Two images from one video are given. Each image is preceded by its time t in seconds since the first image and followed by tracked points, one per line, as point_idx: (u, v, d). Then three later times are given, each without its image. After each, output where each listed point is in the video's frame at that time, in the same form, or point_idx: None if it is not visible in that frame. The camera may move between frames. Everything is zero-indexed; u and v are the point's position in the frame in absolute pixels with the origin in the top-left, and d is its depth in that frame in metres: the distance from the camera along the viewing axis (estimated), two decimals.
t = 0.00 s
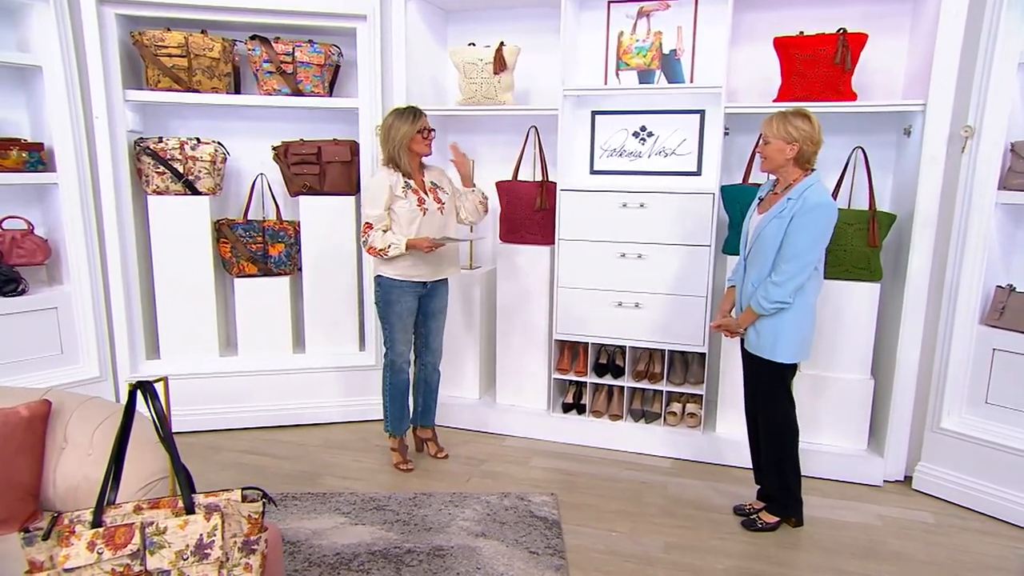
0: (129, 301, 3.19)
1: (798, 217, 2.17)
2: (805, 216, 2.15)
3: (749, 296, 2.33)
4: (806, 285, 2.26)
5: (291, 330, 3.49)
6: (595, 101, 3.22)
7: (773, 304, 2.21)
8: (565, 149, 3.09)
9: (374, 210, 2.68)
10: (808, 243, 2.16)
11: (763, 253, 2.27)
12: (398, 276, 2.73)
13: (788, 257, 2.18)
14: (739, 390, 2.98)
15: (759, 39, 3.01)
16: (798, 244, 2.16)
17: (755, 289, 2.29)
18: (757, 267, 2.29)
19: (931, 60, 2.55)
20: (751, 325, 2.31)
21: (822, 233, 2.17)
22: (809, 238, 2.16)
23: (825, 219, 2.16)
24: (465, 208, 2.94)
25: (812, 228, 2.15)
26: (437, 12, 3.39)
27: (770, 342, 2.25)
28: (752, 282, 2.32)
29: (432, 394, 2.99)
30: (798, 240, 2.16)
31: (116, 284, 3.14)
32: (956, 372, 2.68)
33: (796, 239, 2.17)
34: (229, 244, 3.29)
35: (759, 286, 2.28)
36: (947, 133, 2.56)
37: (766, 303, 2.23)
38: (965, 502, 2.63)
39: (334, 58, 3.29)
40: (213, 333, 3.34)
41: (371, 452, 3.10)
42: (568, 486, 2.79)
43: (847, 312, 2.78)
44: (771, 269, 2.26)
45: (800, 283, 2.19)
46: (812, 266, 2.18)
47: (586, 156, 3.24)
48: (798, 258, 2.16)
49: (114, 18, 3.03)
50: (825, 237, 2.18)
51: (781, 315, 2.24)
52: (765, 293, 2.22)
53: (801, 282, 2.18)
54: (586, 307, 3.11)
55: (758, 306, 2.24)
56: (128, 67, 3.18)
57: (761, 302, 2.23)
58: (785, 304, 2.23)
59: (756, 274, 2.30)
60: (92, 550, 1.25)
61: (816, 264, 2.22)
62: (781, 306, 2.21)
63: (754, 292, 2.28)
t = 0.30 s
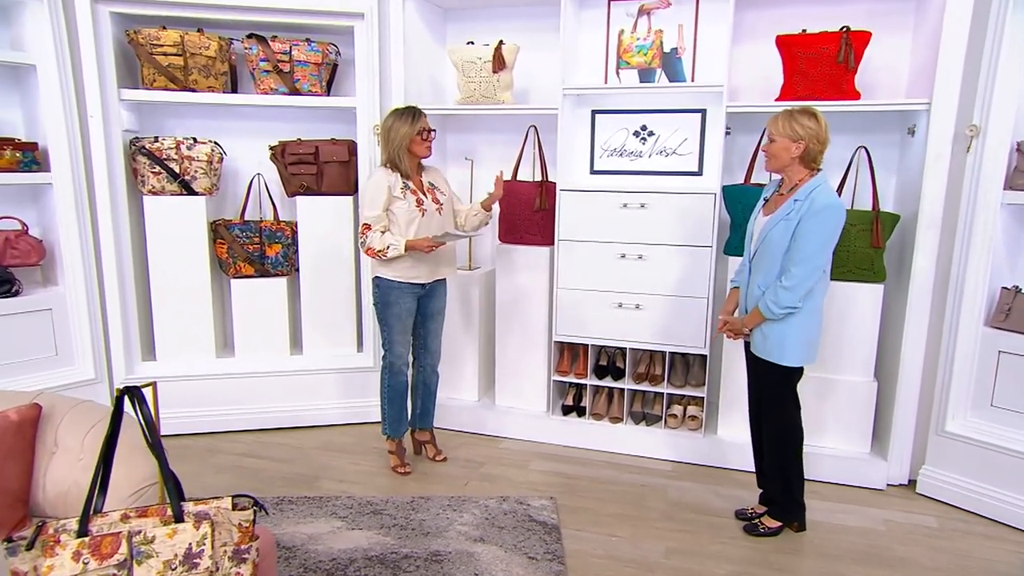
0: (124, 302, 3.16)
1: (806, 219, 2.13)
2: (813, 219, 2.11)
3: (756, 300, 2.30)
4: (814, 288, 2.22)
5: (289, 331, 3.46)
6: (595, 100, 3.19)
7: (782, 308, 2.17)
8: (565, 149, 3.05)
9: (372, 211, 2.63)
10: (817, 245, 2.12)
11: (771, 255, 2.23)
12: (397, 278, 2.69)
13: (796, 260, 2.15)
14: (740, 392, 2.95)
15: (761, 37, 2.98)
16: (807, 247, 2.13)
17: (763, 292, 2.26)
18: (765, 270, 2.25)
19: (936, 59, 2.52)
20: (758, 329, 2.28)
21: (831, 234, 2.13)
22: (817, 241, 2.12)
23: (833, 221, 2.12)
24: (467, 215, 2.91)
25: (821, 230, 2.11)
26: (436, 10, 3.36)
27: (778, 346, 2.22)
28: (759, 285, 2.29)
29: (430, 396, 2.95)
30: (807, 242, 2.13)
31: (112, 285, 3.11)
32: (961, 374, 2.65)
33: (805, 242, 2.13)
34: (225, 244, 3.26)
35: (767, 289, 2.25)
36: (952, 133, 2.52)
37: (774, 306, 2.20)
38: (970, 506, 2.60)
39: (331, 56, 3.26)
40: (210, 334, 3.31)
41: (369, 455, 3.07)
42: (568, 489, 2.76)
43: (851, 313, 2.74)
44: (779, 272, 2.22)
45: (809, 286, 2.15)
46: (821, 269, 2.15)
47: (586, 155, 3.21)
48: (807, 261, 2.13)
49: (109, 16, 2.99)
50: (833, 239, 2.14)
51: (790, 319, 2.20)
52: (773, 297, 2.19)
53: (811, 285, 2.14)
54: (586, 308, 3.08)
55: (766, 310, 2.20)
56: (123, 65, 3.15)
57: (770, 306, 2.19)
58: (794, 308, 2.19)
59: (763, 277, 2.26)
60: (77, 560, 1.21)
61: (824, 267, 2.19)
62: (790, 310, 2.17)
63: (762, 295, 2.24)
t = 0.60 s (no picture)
0: (119, 304, 3.13)
1: (811, 219, 2.10)
2: (819, 219, 2.08)
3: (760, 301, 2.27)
4: (819, 290, 2.19)
5: (285, 332, 3.44)
6: (594, 99, 3.16)
7: (786, 310, 2.14)
8: (564, 149, 3.02)
9: (370, 211, 2.60)
10: (822, 246, 2.09)
11: (775, 256, 2.20)
12: (394, 279, 2.66)
13: (801, 261, 2.11)
14: (740, 394, 2.92)
15: (762, 36, 2.95)
16: (812, 248, 2.09)
17: (766, 293, 2.22)
18: (769, 271, 2.22)
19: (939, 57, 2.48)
20: (761, 331, 2.25)
21: (836, 236, 2.10)
22: (823, 242, 2.09)
23: (839, 222, 2.09)
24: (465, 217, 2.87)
25: (826, 231, 2.08)
26: (434, 9, 3.33)
27: (781, 349, 2.18)
28: (762, 286, 2.26)
29: (428, 399, 2.92)
30: (812, 243, 2.10)
31: (107, 286, 3.08)
32: (964, 377, 2.62)
33: (810, 242, 2.10)
34: (221, 245, 3.23)
35: (770, 291, 2.22)
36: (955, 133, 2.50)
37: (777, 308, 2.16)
38: (974, 510, 2.56)
39: (328, 55, 3.22)
40: (205, 336, 3.28)
41: (366, 457, 3.04)
42: (567, 493, 2.73)
43: (853, 315, 2.71)
44: (783, 273, 2.19)
45: (813, 288, 2.12)
46: (826, 271, 2.11)
47: (586, 155, 3.19)
48: (812, 263, 2.09)
49: (103, 14, 2.96)
50: (839, 240, 2.11)
51: (793, 321, 2.17)
52: (777, 299, 2.15)
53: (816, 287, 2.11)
54: (585, 309, 3.05)
55: (769, 312, 2.17)
56: (118, 64, 3.12)
57: (773, 307, 2.16)
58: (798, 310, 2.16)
59: (767, 278, 2.23)
60: (61, 570, 1.19)
61: (829, 269, 2.16)
62: (793, 311, 2.14)
63: (765, 297, 2.21)
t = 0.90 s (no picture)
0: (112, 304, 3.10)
1: (811, 220, 2.07)
2: (819, 220, 2.05)
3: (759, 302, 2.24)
4: (819, 291, 2.16)
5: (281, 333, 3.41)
6: (592, 98, 3.14)
7: (785, 312, 2.11)
8: (561, 148, 3.00)
9: (366, 210, 2.58)
10: (822, 248, 2.06)
11: (775, 257, 2.17)
12: (390, 279, 2.62)
13: (800, 263, 2.09)
14: (739, 396, 2.90)
15: (761, 35, 2.93)
16: (811, 249, 2.07)
17: (766, 295, 2.20)
18: (769, 273, 2.20)
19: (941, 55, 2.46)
20: (760, 333, 2.22)
21: (837, 237, 2.07)
22: (823, 243, 2.06)
23: (840, 223, 2.06)
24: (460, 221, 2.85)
25: (827, 232, 2.05)
26: (431, 7, 3.30)
27: (780, 351, 2.16)
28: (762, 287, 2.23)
29: (424, 401, 2.89)
30: (813, 244, 2.07)
31: (99, 286, 3.05)
32: (965, 379, 2.60)
33: (810, 243, 2.07)
34: (216, 245, 3.20)
35: (770, 292, 2.19)
36: (957, 132, 2.47)
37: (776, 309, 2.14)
38: (975, 513, 2.54)
39: (324, 54, 3.20)
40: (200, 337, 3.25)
41: (362, 460, 3.01)
42: (564, 495, 2.70)
43: (853, 317, 2.69)
44: (783, 275, 2.16)
45: (813, 290, 2.09)
46: (826, 273, 2.09)
47: (584, 155, 3.16)
48: (811, 264, 2.07)
49: (96, 11, 2.93)
50: (839, 242, 2.08)
51: (792, 323, 2.14)
52: (776, 301, 2.13)
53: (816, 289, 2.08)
54: (583, 310, 3.02)
55: (768, 314, 2.15)
56: (111, 63, 3.09)
57: (772, 309, 2.14)
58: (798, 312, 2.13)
59: (766, 279, 2.21)
60: None
61: (830, 270, 2.13)
62: (793, 314, 2.11)
63: (765, 298, 2.19)
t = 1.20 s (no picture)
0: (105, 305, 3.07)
1: (808, 220, 2.05)
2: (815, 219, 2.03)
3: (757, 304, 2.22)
4: (817, 292, 2.13)
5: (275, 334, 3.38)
6: (589, 97, 3.11)
7: (782, 313, 2.09)
8: (558, 148, 2.97)
9: (360, 209, 2.55)
10: (819, 248, 2.03)
11: (772, 258, 2.15)
12: (383, 280, 2.60)
13: (797, 263, 2.06)
14: (737, 398, 2.87)
15: (759, 33, 2.90)
16: (808, 249, 2.04)
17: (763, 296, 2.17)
18: (766, 273, 2.17)
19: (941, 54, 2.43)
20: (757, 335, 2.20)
21: (834, 237, 2.04)
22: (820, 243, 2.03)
23: (837, 222, 2.03)
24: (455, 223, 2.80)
25: (823, 232, 2.03)
26: (426, 6, 3.28)
27: (778, 353, 2.13)
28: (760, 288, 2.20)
29: (419, 403, 2.86)
30: (810, 243, 2.04)
31: (91, 287, 3.02)
32: (966, 381, 2.57)
33: (807, 243, 2.05)
34: (210, 245, 3.18)
35: (767, 293, 2.17)
36: (957, 132, 2.45)
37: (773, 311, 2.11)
38: (975, 516, 2.51)
39: (319, 52, 3.17)
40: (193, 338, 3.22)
41: (356, 462, 2.99)
42: (561, 498, 2.67)
43: (852, 318, 2.66)
44: (780, 275, 2.14)
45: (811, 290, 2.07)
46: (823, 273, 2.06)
47: (581, 154, 3.14)
48: (808, 264, 2.04)
49: (87, 9, 2.90)
50: (837, 242, 2.05)
51: (789, 325, 2.12)
52: (773, 302, 2.10)
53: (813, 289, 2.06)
54: (579, 311, 3.00)
55: (765, 315, 2.12)
56: (103, 62, 3.06)
57: (769, 310, 2.11)
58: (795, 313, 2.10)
59: (763, 280, 2.18)
60: None
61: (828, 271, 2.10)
62: (790, 315, 2.09)
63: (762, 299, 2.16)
